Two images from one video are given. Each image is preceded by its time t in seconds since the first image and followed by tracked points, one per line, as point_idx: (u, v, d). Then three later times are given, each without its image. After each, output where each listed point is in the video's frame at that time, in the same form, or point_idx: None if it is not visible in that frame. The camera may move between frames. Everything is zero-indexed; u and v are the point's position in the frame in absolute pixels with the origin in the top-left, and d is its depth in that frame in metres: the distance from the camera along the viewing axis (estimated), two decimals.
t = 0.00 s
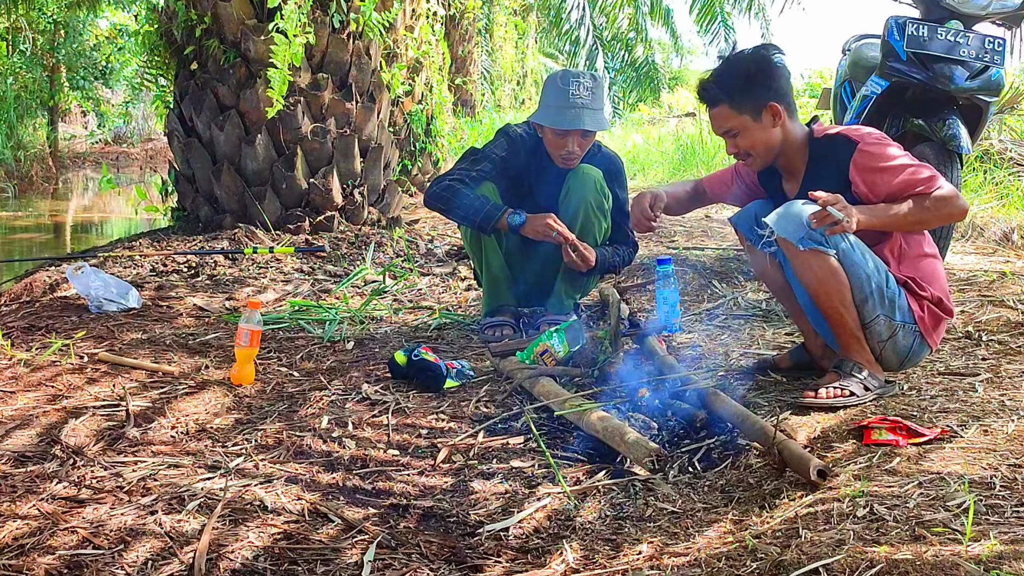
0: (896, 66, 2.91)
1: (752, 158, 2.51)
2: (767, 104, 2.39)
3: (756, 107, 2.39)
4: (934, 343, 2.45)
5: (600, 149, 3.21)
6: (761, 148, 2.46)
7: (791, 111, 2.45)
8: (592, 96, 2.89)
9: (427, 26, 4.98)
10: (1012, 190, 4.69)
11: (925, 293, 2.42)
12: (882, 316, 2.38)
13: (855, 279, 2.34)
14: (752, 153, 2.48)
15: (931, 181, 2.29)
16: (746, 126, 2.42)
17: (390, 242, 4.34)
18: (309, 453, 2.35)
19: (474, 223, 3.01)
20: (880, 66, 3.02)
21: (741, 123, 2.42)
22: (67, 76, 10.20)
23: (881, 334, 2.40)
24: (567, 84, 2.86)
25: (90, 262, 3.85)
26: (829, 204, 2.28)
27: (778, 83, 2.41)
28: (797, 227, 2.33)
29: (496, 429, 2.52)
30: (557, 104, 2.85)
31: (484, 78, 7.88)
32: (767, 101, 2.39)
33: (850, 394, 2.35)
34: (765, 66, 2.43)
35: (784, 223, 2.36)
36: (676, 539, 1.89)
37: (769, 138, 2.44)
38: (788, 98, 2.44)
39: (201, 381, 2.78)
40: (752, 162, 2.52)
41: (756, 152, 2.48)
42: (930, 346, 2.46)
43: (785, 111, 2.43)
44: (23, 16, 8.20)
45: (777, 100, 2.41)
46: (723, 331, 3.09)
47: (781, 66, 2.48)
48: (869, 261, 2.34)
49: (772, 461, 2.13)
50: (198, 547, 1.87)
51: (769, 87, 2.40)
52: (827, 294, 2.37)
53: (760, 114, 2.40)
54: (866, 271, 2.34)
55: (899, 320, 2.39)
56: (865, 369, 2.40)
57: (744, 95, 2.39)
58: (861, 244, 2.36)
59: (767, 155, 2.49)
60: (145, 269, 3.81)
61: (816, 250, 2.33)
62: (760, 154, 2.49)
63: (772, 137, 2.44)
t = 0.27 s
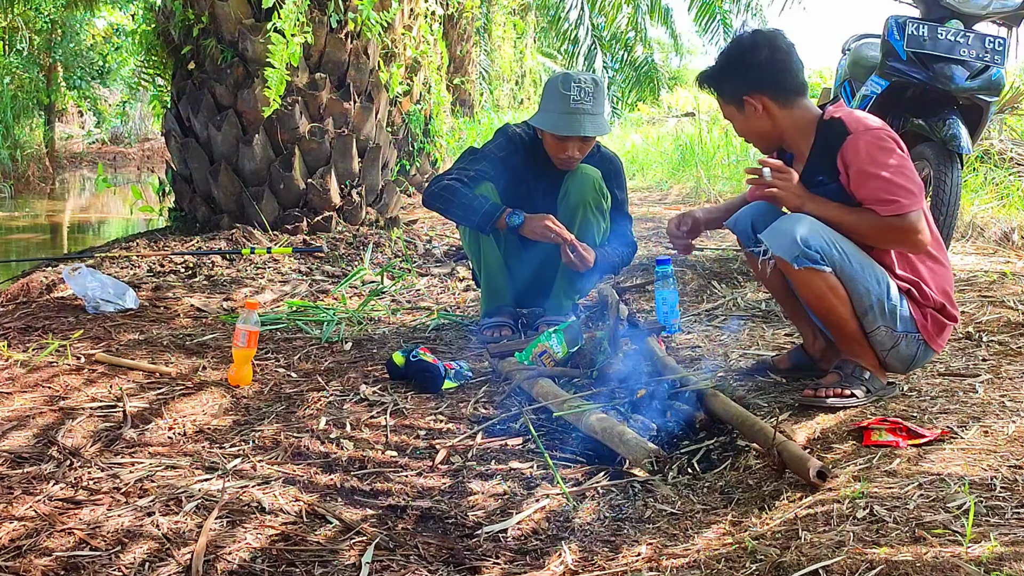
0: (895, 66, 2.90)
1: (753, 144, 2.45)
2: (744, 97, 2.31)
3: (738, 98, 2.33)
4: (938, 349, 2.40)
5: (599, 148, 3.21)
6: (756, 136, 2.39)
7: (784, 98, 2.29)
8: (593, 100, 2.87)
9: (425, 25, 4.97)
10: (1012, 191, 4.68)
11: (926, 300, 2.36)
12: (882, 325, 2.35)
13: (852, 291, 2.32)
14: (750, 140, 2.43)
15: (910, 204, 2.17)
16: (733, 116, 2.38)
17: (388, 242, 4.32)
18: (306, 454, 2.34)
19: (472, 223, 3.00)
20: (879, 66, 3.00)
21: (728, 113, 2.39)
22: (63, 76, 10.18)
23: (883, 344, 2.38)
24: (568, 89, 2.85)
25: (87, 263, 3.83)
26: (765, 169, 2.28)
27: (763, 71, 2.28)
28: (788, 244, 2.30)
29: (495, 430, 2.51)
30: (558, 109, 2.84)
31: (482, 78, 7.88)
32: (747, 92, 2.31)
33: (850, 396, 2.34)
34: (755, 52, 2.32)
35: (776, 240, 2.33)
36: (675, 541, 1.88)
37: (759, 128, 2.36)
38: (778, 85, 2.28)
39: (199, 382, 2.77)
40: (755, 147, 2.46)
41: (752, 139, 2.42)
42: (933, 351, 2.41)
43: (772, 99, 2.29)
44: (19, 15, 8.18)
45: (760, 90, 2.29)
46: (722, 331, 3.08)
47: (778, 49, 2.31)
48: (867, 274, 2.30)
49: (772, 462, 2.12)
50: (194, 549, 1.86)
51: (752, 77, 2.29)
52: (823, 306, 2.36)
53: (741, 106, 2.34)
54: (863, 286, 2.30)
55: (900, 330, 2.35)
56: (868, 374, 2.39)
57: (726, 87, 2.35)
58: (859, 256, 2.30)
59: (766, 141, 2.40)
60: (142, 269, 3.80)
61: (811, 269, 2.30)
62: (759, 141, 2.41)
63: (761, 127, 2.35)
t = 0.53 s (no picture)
0: (895, 66, 2.87)
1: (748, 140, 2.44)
2: (732, 94, 2.31)
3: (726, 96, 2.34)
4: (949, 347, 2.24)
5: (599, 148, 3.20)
6: (748, 133, 2.38)
7: (772, 95, 2.27)
8: (594, 102, 2.86)
9: (423, 25, 4.96)
10: (1012, 191, 4.67)
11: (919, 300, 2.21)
12: (872, 326, 2.30)
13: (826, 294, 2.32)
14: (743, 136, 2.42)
15: (850, 224, 2.09)
16: (725, 113, 2.39)
17: (386, 243, 4.31)
18: (304, 456, 2.33)
19: (470, 223, 2.99)
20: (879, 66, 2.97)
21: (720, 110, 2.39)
22: (61, 75, 10.17)
23: (880, 344, 2.33)
24: (568, 90, 2.84)
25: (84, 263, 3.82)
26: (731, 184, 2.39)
27: (749, 68, 2.27)
28: (750, 256, 2.40)
29: (493, 431, 2.50)
30: (557, 110, 2.84)
31: (480, 78, 7.87)
32: (734, 90, 2.30)
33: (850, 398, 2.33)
34: (741, 49, 2.30)
35: (743, 256, 2.43)
36: (674, 542, 1.87)
37: (748, 125, 2.35)
38: (766, 82, 2.26)
39: (196, 383, 2.76)
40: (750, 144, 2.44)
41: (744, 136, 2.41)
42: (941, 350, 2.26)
43: (760, 97, 2.28)
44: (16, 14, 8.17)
45: (746, 88, 2.28)
46: (721, 332, 3.07)
47: (769, 44, 2.28)
48: (836, 279, 2.28)
49: (772, 463, 2.11)
50: (191, 551, 1.85)
51: (739, 74, 2.29)
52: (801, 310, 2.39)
53: (730, 103, 2.34)
54: (833, 290, 2.30)
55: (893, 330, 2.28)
56: (868, 378, 2.35)
57: (717, 83, 2.35)
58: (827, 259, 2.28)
59: (758, 138, 2.38)
60: (140, 270, 3.79)
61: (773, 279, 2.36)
62: (752, 138, 2.40)
63: (751, 125, 2.34)
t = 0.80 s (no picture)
0: (895, 66, 2.86)
1: (764, 153, 2.24)
2: (764, 95, 2.12)
3: (754, 99, 2.14)
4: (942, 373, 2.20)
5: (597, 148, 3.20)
6: (772, 141, 2.19)
7: (801, 97, 2.14)
8: (593, 103, 2.86)
9: (421, 25, 4.95)
10: (1012, 191, 4.66)
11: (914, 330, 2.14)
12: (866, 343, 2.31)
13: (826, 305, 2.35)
14: (762, 148, 2.22)
15: (843, 269, 2.02)
16: (747, 121, 2.18)
17: (384, 243, 4.30)
18: (302, 457, 2.32)
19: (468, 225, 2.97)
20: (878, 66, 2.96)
21: (742, 118, 2.18)
22: (57, 75, 10.15)
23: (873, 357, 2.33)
24: (568, 90, 2.83)
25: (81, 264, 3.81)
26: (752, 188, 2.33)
27: (778, 69, 2.13)
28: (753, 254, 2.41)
29: (491, 432, 2.49)
30: (556, 110, 2.83)
31: (479, 78, 7.85)
32: (766, 91, 2.12)
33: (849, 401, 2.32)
34: (758, 52, 2.17)
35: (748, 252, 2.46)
36: (673, 544, 1.87)
37: (776, 131, 2.16)
38: (795, 84, 2.13)
39: (193, 384, 2.74)
40: (765, 157, 2.25)
41: (764, 146, 2.21)
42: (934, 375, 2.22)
43: (792, 99, 2.13)
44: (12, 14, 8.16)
45: (779, 88, 2.12)
46: (720, 333, 3.06)
47: (788, 49, 2.18)
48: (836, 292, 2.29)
49: (772, 465, 2.10)
50: (189, 552, 1.84)
51: (768, 75, 2.12)
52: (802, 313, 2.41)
53: (759, 107, 2.14)
54: (832, 305, 2.32)
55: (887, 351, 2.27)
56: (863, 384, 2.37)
57: (740, 88, 2.15)
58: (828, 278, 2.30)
59: (780, 147, 2.21)
60: (137, 270, 3.78)
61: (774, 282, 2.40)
62: (772, 148, 2.21)
63: (779, 129, 2.16)
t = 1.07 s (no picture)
0: (896, 65, 2.85)
1: (781, 153, 2.21)
2: (791, 95, 2.09)
3: (780, 99, 2.10)
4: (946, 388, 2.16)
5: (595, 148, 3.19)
6: (792, 142, 2.16)
7: (825, 99, 2.12)
8: (591, 103, 2.85)
9: (419, 24, 4.93)
10: (1013, 191, 4.65)
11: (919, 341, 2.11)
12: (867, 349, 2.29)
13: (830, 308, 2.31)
14: (780, 148, 2.19)
15: (854, 280, 2.01)
16: (770, 120, 2.14)
17: (382, 243, 4.29)
18: (299, 458, 2.31)
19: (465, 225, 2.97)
20: (879, 65, 2.96)
21: (764, 117, 2.14)
22: (54, 74, 10.14)
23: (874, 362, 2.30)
24: (566, 90, 2.82)
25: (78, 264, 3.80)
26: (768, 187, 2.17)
27: (805, 69, 2.10)
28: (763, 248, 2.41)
29: (490, 433, 2.48)
30: (554, 111, 2.82)
31: (477, 77, 7.84)
32: (793, 90, 2.09)
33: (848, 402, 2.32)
34: (784, 51, 2.14)
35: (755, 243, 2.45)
36: (672, 545, 1.86)
37: (798, 132, 2.13)
38: (820, 85, 2.11)
39: (191, 385, 2.73)
40: (782, 158, 2.22)
41: (783, 147, 2.18)
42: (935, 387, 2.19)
43: (817, 100, 2.10)
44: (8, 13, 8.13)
45: (806, 89, 2.09)
46: (720, 334, 3.05)
47: (815, 49, 2.16)
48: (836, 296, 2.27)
49: (772, 466, 2.09)
50: (186, 554, 1.83)
51: (795, 74, 2.09)
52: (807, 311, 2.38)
53: (784, 106, 2.11)
54: (836, 309, 2.29)
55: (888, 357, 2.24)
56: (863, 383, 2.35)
57: (766, 87, 2.12)
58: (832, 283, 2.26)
59: (799, 148, 2.18)
60: (134, 271, 3.76)
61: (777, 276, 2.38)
62: (790, 149, 2.19)
63: (801, 130, 2.13)
